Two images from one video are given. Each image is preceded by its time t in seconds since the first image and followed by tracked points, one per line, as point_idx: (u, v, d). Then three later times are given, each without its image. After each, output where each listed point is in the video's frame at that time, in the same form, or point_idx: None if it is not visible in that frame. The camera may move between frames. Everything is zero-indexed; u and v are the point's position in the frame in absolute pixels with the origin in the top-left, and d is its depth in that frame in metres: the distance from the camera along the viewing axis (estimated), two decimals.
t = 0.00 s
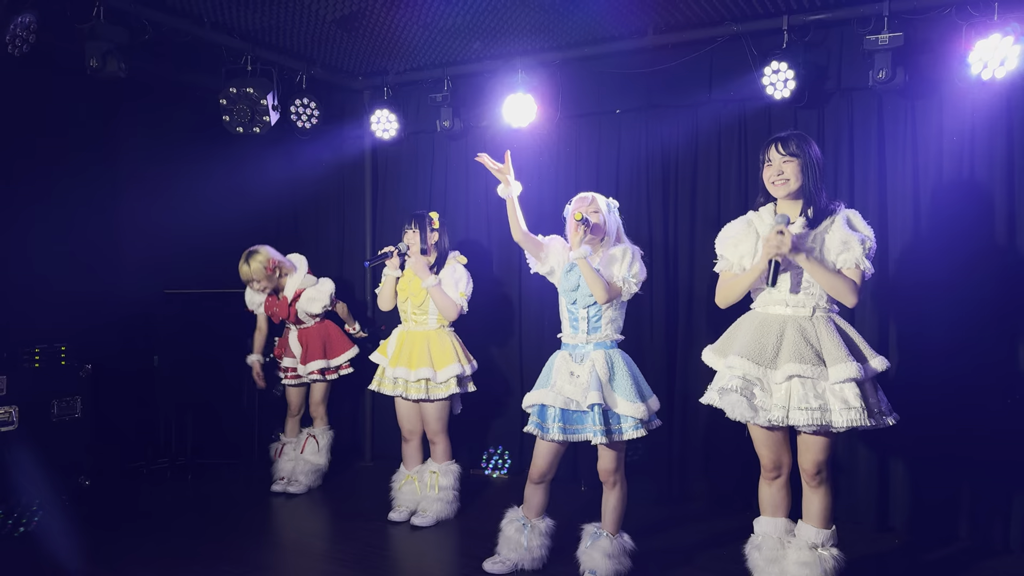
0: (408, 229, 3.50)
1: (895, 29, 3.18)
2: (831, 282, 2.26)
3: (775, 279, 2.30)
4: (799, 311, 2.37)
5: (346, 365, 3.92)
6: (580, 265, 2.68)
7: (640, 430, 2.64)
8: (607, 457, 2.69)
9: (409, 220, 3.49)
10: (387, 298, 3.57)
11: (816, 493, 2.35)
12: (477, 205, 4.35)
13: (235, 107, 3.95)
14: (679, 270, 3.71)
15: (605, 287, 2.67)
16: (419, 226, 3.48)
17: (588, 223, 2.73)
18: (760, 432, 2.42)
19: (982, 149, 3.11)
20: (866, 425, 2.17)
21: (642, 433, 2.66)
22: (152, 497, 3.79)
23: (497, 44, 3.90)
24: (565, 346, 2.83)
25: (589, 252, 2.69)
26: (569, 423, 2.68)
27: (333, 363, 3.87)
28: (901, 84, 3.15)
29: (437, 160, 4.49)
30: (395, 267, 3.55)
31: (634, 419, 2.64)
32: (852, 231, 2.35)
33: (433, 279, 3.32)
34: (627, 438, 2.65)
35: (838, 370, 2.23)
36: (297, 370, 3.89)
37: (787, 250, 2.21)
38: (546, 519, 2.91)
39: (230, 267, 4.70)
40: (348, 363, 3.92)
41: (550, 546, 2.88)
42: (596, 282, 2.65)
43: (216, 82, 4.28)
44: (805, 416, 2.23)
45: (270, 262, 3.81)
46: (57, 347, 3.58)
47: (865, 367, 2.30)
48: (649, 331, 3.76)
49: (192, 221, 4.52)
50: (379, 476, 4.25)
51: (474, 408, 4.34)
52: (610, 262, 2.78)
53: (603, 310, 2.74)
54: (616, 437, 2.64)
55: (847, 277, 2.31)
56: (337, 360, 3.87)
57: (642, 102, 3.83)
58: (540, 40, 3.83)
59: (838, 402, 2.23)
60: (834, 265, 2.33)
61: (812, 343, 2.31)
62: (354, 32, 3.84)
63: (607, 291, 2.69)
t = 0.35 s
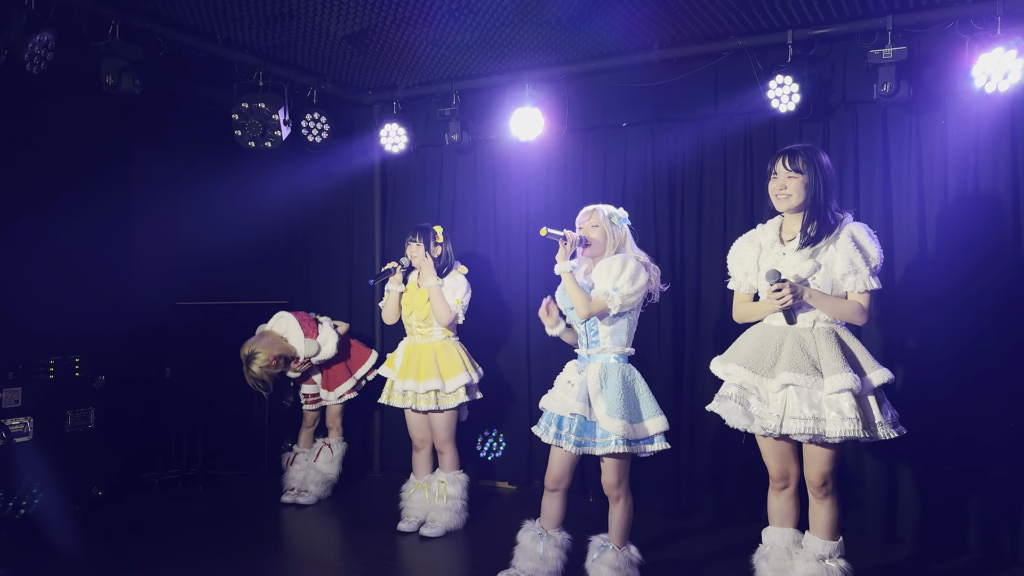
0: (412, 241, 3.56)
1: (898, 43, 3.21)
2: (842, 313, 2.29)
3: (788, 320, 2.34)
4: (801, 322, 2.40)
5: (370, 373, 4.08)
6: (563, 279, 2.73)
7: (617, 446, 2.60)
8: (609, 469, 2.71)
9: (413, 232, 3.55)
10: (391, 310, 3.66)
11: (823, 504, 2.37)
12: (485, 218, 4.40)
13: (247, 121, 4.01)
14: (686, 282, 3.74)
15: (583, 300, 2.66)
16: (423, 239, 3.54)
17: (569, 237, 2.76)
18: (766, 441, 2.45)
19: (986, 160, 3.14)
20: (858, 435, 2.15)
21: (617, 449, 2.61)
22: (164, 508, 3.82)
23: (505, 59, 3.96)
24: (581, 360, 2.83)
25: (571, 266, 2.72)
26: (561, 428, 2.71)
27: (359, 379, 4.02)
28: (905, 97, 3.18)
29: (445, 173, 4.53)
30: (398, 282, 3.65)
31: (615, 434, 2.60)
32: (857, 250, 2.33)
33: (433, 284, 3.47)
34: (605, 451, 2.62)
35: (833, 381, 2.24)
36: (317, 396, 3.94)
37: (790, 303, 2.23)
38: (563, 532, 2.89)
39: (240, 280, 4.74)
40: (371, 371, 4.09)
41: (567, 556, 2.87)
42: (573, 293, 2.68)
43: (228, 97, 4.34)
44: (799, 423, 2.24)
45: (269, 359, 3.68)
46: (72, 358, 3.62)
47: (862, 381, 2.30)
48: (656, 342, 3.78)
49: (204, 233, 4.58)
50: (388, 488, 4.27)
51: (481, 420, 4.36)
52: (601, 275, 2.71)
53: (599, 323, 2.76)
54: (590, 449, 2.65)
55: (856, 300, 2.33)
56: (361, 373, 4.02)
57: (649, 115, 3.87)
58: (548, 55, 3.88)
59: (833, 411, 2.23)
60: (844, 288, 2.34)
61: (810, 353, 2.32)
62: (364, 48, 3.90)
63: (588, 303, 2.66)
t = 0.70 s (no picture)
0: (396, 274, 3.51)
1: (894, 55, 3.23)
2: (836, 326, 2.28)
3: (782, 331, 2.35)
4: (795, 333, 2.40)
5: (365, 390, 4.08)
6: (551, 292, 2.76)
7: (609, 459, 2.59)
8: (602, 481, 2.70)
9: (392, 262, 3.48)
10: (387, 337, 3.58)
11: (822, 516, 2.35)
12: (484, 230, 4.41)
13: (246, 134, 4.02)
14: (685, 294, 3.74)
15: (569, 312, 2.68)
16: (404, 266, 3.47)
17: (555, 250, 2.81)
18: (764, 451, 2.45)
19: (983, 170, 3.15)
20: (846, 446, 2.14)
21: (610, 463, 2.61)
22: (161, 522, 3.81)
23: (503, 72, 3.98)
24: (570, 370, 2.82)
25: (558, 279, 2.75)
26: (552, 441, 2.71)
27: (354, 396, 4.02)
28: (901, 108, 3.20)
29: (444, 185, 4.55)
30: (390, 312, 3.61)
31: (606, 448, 2.60)
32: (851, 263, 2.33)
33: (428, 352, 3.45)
34: (597, 465, 2.61)
35: (824, 392, 2.23)
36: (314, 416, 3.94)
37: (781, 316, 2.25)
38: (562, 545, 2.88)
39: (239, 293, 4.75)
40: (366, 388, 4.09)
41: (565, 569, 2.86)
42: (559, 304, 2.71)
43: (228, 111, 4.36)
44: (789, 434, 2.25)
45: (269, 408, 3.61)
46: (70, 372, 3.62)
47: (855, 394, 2.28)
48: (656, 354, 3.78)
49: (203, 246, 4.58)
50: (387, 501, 4.26)
51: (480, 432, 4.36)
52: (591, 287, 2.71)
53: (587, 334, 2.77)
54: (581, 462, 2.65)
55: (852, 312, 2.32)
56: (357, 390, 4.02)
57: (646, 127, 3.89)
58: (546, 68, 3.90)
59: (824, 422, 2.22)
60: (839, 301, 2.34)
61: (803, 363, 2.32)
62: (362, 61, 3.92)
63: (575, 315, 2.68)
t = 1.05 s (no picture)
0: (388, 282, 3.55)
1: (886, 65, 3.25)
2: (834, 335, 2.28)
3: (779, 341, 2.35)
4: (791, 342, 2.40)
5: (355, 401, 4.06)
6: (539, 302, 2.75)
7: (602, 470, 2.58)
8: (596, 493, 2.68)
9: (385, 269, 3.54)
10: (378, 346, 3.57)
11: (818, 525, 2.34)
12: (478, 238, 4.40)
13: (239, 143, 4.01)
14: (679, 303, 3.74)
15: (558, 322, 2.66)
16: (398, 274, 3.54)
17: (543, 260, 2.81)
18: (760, 460, 2.44)
19: (975, 179, 3.16)
20: (846, 456, 2.13)
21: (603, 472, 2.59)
22: (152, 533, 3.77)
23: (496, 82, 3.98)
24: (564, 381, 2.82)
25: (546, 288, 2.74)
26: (544, 450, 2.69)
27: (343, 407, 3.99)
28: (894, 118, 3.21)
29: (438, 194, 4.54)
30: (381, 323, 3.57)
31: (598, 458, 2.58)
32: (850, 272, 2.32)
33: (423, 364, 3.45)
34: (591, 475, 2.60)
35: (822, 402, 2.23)
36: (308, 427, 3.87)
37: (779, 325, 2.23)
38: (555, 556, 2.86)
39: (232, 302, 4.73)
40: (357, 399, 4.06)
41: None
42: (547, 315, 2.69)
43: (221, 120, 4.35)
44: (788, 443, 2.23)
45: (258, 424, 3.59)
46: (61, 382, 3.60)
47: (852, 403, 2.29)
48: (650, 362, 3.77)
49: (195, 255, 4.56)
50: (380, 512, 4.23)
51: (474, 442, 4.34)
52: (579, 297, 2.70)
53: (579, 345, 2.75)
54: (577, 472, 2.63)
55: (849, 321, 2.33)
56: (347, 401, 3.99)
57: (640, 136, 3.89)
58: (540, 77, 3.90)
59: (823, 432, 2.21)
60: (837, 310, 2.33)
61: (800, 373, 2.32)
62: (356, 70, 3.92)
63: (562, 325, 2.66)
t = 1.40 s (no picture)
0: (400, 265, 3.55)
1: (881, 72, 3.27)
2: (830, 340, 2.29)
3: (775, 346, 2.33)
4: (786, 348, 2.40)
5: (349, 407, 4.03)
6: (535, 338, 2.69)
7: (629, 472, 2.60)
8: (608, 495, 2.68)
9: (403, 256, 3.54)
10: (376, 331, 3.62)
11: (813, 530, 2.35)
12: (473, 243, 4.40)
13: (235, 147, 4.01)
14: (674, 309, 3.75)
15: (563, 354, 2.61)
16: (412, 263, 3.53)
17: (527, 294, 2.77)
18: (755, 466, 2.43)
19: (968, 186, 3.18)
20: (845, 463, 2.15)
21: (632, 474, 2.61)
22: (143, 539, 3.75)
23: (492, 88, 3.99)
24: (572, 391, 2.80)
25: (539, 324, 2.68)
26: (564, 458, 2.70)
27: (336, 412, 3.97)
28: (888, 125, 3.23)
29: (433, 199, 4.54)
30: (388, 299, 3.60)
31: (627, 461, 2.60)
32: (846, 276, 2.35)
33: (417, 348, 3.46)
34: (619, 479, 2.61)
35: (820, 408, 2.24)
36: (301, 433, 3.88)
37: (778, 328, 2.23)
38: (573, 557, 2.85)
39: (225, 306, 4.71)
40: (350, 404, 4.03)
41: None
42: (549, 352, 2.63)
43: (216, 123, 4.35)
44: (786, 450, 2.24)
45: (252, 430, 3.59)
46: (53, 387, 3.58)
47: (849, 408, 2.29)
48: (645, 368, 3.77)
49: (189, 259, 4.55)
50: (373, 517, 4.21)
51: (469, 448, 4.32)
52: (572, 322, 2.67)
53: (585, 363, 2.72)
54: (604, 478, 2.64)
55: (844, 326, 2.34)
56: (341, 405, 3.97)
57: (636, 142, 3.91)
58: (535, 83, 3.91)
59: (821, 438, 2.23)
60: (833, 315, 2.35)
61: (797, 380, 2.32)
62: (352, 75, 3.92)
63: (565, 355, 2.62)
